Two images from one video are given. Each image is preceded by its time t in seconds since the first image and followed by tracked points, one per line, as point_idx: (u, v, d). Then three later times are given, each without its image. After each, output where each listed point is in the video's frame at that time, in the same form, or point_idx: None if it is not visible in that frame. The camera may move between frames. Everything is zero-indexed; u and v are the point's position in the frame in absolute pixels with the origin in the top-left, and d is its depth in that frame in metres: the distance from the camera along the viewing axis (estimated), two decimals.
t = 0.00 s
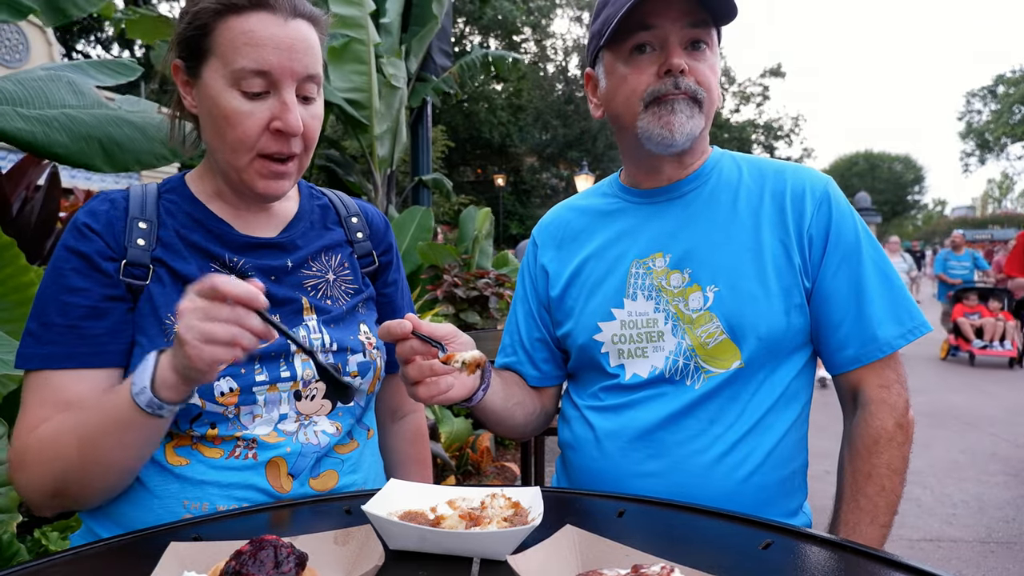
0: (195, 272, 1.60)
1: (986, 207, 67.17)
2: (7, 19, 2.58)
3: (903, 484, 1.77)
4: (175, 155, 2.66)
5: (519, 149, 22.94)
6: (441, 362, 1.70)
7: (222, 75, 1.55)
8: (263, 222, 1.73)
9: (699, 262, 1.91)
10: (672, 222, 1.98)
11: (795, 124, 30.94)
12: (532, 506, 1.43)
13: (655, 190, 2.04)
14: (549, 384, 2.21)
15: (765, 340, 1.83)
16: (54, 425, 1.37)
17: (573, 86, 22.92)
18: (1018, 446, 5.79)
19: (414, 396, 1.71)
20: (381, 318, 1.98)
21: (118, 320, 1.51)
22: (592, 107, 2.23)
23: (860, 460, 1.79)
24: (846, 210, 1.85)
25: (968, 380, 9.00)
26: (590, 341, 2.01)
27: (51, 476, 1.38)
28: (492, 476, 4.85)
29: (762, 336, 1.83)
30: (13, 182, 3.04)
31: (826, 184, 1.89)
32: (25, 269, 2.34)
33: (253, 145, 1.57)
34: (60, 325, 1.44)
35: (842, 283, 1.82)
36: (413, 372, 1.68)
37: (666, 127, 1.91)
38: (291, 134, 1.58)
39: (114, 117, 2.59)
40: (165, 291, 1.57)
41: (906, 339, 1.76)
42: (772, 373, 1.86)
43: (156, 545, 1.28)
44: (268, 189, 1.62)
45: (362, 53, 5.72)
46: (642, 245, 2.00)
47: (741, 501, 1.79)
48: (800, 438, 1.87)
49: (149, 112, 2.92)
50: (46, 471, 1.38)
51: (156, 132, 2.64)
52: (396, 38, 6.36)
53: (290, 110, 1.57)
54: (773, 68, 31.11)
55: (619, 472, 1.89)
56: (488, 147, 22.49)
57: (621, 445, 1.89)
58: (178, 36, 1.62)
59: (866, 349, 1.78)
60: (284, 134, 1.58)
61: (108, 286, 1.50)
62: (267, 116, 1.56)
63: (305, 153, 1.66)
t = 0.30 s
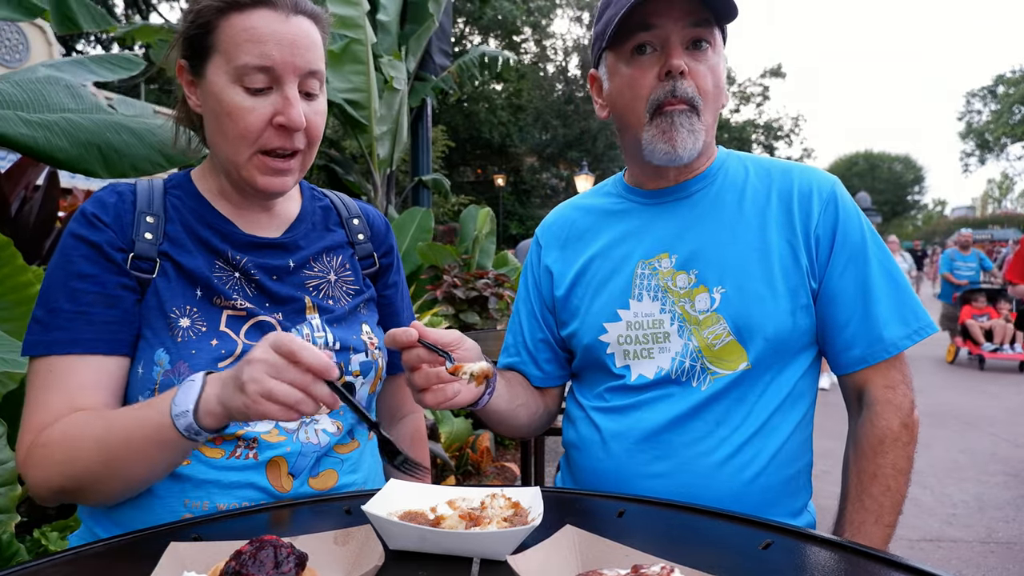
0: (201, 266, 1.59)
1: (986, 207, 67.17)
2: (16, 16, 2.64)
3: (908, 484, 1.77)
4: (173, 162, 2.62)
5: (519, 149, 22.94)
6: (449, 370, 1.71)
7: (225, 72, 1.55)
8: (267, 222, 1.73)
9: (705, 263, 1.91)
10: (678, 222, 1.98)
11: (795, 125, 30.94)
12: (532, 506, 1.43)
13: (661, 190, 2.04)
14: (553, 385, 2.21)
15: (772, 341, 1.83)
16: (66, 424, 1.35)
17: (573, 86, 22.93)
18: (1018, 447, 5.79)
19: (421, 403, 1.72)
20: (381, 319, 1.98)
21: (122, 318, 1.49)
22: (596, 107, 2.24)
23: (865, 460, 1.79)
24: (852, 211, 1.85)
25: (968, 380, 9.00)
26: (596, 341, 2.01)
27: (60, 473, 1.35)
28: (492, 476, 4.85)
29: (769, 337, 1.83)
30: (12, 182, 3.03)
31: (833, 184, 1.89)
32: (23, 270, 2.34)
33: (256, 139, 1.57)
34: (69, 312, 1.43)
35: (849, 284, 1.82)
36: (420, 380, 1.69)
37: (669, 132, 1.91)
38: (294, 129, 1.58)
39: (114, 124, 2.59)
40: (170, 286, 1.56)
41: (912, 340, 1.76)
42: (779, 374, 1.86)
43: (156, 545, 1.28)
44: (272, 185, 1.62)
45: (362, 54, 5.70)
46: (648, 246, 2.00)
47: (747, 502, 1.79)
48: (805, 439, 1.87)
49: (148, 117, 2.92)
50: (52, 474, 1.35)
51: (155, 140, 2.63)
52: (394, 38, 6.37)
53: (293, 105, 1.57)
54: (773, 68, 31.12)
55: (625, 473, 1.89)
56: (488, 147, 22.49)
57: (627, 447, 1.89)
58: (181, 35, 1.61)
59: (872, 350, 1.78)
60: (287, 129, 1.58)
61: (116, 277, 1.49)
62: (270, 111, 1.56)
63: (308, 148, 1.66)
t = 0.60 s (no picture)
0: (210, 261, 1.59)
1: (986, 207, 67.17)
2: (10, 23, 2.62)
3: (912, 485, 1.77)
4: (168, 163, 2.63)
5: (519, 149, 22.95)
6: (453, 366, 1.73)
7: (234, 73, 1.55)
8: (274, 222, 1.73)
9: (711, 265, 1.91)
10: (684, 224, 1.97)
11: (795, 125, 30.95)
12: (532, 506, 1.43)
13: (665, 192, 2.03)
14: (558, 384, 2.21)
15: (778, 342, 1.83)
16: (79, 415, 1.31)
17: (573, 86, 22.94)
18: (1017, 447, 5.79)
19: (427, 400, 1.75)
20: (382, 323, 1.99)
21: (136, 306, 1.49)
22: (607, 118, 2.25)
23: (869, 461, 1.79)
24: (859, 213, 1.84)
25: (968, 381, 9.01)
26: (602, 341, 2.01)
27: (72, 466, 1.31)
28: (492, 476, 4.85)
29: (774, 338, 1.83)
30: (13, 182, 3.03)
31: (841, 187, 1.88)
32: (24, 269, 2.33)
33: (264, 141, 1.56)
34: (84, 294, 1.42)
35: (855, 286, 1.82)
36: (425, 376, 1.72)
37: (640, 163, 1.93)
38: (301, 130, 1.57)
39: (112, 123, 2.59)
40: (178, 281, 1.56)
41: (916, 343, 1.76)
42: (784, 375, 1.85)
43: (155, 546, 1.27)
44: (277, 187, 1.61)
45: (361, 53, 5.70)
46: (654, 247, 2.00)
47: (752, 502, 1.79)
48: (809, 439, 1.87)
49: (148, 115, 2.92)
50: (61, 467, 1.31)
51: (153, 141, 2.63)
52: (394, 38, 6.37)
53: (301, 106, 1.57)
54: (773, 68, 31.13)
55: (630, 472, 1.89)
56: (488, 147, 22.48)
57: (632, 446, 1.90)
58: (191, 36, 1.62)
59: (877, 351, 1.78)
60: (294, 131, 1.57)
61: (131, 266, 1.50)
62: (278, 112, 1.55)
63: (315, 151, 1.65)
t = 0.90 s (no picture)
0: (216, 261, 1.59)
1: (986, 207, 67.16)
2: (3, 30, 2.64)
3: (914, 485, 1.78)
4: (178, 159, 2.62)
5: (519, 150, 22.95)
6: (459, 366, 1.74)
7: (237, 74, 1.56)
8: (279, 223, 1.73)
9: (716, 266, 1.91)
10: (688, 225, 1.97)
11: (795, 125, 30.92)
12: (532, 506, 1.43)
13: (668, 193, 2.02)
14: (562, 384, 2.21)
15: (782, 343, 1.83)
16: (91, 415, 1.31)
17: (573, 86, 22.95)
18: (1018, 447, 5.79)
19: (433, 400, 1.77)
20: (385, 325, 1.99)
21: (144, 303, 1.50)
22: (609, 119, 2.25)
23: (872, 461, 1.79)
24: (863, 214, 1.84)
25: (968, 381, 9.01)
26: (607, 342, 2.01)
27: (75, 466, 1.31)
28: (492, 476, 4.85)
29: (779, 339, 1.83)
30: (10, 182, 2.99)
31: (844, 188, 1.88)
32: (22, 270, 2.32)
33: (266, 141, 1.56)
34: (90, 292, 1.42)
35: (858, 287, 1.82)
36: (431, 377, 1.73)
37: (636, 167, 1.94)
38: (303, 131, 1.57)
39: (119, 121, 2.59)
40: (184, 281, 1.56)
41: (919, 343, 1.77)
42: (788, 375, 1.86)
43: (155, 546, 1.27)
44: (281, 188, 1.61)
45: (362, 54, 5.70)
46: (659, 248, 2.00)
47: (756, 502, 1.79)
48: (812, 439, 1.87)
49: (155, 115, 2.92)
50: (71, 464, 1.31)
51: (162, 138, 2.63)
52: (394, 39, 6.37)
53: (303, 106, 1.56)
54: (773, 68, 31.11)
55: (635, 472, 1.89)
56: (488, 147, 22.47)
57: (636, 446, 1.90)
58: (197, 37, 1.63)
59: (880, 351, 1.78)
60: (296, 131, 1.57)
61: (139, 264, 1.50)
62: (280, 113, 1.55)
63: (320, 150, 1.65)
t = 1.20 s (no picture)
0: (223, 259, 1.59)
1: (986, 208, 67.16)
2: None
3: (917, 485, 1.78)
4: (183, 143, 2.64)
5: (519, 150, 22.94)
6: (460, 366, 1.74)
7: (237, 71, 1.56)
8: (285, 223, 1.74)
9: (720, 267, 1.91)
10: (693, 226, 1.97)
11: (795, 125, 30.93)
12: (532, 506, 1.43)
13: (672, 194, 2.03)
14: (566, 385, 2.21)
15: (787, 344, 1.83)
16: (92, 415, 1.31)
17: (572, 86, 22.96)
18: (1018, 447, 5.79)
19: (434, 400, 1.77)
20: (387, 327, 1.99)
21: (149, 301, 1.50)
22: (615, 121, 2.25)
23: (875, 461, 1.79)
24: (866, 216, 1.84)
25: (968, 381, 9.01)
26: (611, 343, 2.01)
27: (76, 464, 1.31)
28: (492, 476, 4.84)
29: (783, 340, 1.83)
30: (10, 182, 2.99)
31: (848, 189, 1.88)
32: (23, 270, 2.32)
33: (266, 137, 1.56)
34: (95, 290, 1.42)
35: (862, 288, 1.82)
36: (433, 377, 1.73)
37: (646, 173, 1.94)
38: (302, 127, 1.57)
39: (119, 113, 2.60)
40: (190, 279, 1.56)
41: (922, 344, 1.77)
42: (792, 377, 1.86)
43: (154, 546, 1.27)
44: (282, 185, 1.61)
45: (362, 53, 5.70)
46: (663, 249, 2.00)
47: (760, 503, 1.79)
48: (815, 440, 1.87)
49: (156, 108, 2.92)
50: (72, 462, 1.31)
51: (163, 123, 2.64)
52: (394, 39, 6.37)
53: (301, 102, 1.56)
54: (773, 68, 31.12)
55: (638, 472, 1.89)
56: (488, 147, 22.47)
57: (640, 446, 1.90)
58: (201, 38, 1.64)
59: (884, 353, 1.78)
60: (294, 127, 1.57)
61: (145, 262, 1.50)
62: (278, 109, 1.55)
63: (323, 147, 1.64)
